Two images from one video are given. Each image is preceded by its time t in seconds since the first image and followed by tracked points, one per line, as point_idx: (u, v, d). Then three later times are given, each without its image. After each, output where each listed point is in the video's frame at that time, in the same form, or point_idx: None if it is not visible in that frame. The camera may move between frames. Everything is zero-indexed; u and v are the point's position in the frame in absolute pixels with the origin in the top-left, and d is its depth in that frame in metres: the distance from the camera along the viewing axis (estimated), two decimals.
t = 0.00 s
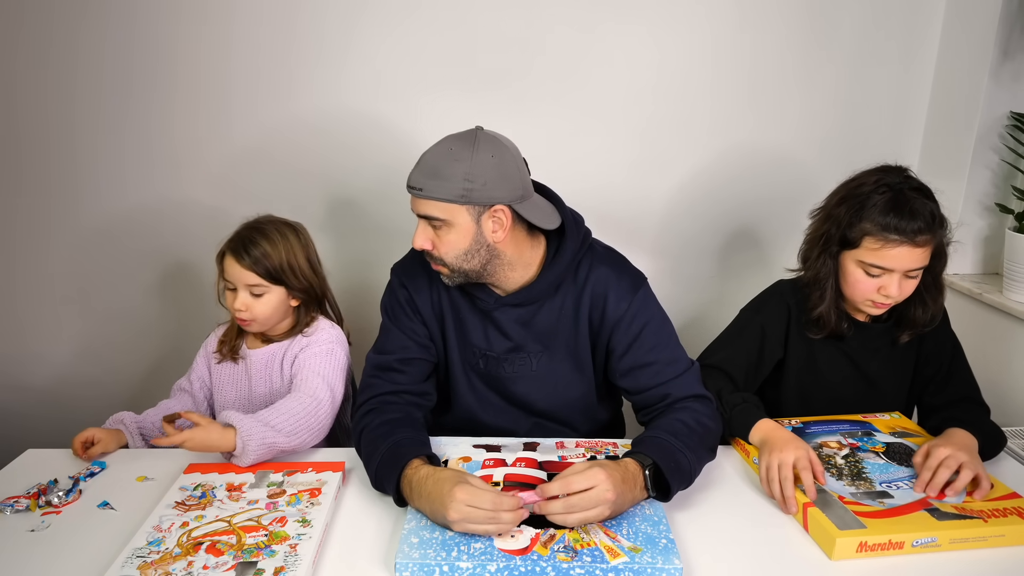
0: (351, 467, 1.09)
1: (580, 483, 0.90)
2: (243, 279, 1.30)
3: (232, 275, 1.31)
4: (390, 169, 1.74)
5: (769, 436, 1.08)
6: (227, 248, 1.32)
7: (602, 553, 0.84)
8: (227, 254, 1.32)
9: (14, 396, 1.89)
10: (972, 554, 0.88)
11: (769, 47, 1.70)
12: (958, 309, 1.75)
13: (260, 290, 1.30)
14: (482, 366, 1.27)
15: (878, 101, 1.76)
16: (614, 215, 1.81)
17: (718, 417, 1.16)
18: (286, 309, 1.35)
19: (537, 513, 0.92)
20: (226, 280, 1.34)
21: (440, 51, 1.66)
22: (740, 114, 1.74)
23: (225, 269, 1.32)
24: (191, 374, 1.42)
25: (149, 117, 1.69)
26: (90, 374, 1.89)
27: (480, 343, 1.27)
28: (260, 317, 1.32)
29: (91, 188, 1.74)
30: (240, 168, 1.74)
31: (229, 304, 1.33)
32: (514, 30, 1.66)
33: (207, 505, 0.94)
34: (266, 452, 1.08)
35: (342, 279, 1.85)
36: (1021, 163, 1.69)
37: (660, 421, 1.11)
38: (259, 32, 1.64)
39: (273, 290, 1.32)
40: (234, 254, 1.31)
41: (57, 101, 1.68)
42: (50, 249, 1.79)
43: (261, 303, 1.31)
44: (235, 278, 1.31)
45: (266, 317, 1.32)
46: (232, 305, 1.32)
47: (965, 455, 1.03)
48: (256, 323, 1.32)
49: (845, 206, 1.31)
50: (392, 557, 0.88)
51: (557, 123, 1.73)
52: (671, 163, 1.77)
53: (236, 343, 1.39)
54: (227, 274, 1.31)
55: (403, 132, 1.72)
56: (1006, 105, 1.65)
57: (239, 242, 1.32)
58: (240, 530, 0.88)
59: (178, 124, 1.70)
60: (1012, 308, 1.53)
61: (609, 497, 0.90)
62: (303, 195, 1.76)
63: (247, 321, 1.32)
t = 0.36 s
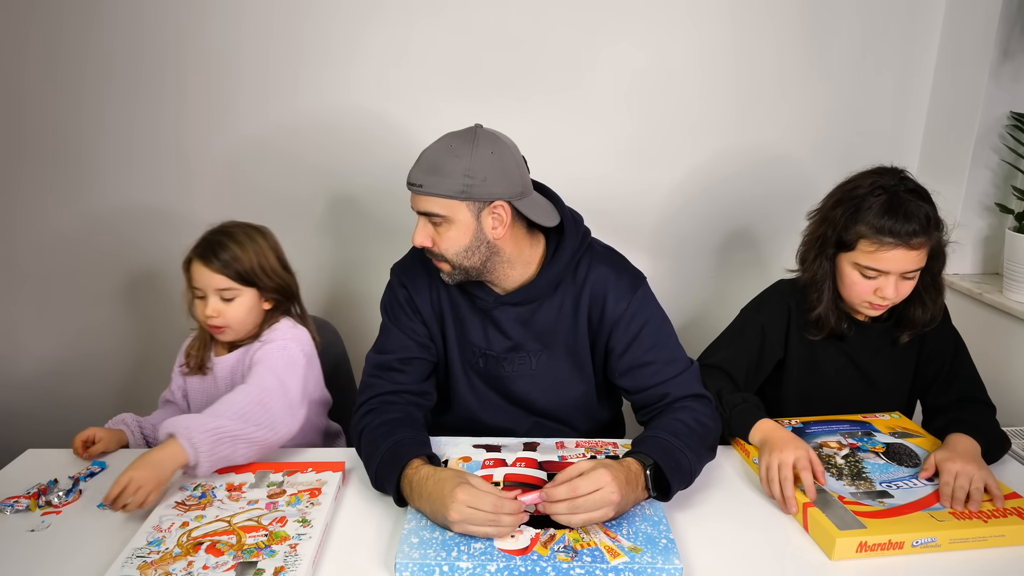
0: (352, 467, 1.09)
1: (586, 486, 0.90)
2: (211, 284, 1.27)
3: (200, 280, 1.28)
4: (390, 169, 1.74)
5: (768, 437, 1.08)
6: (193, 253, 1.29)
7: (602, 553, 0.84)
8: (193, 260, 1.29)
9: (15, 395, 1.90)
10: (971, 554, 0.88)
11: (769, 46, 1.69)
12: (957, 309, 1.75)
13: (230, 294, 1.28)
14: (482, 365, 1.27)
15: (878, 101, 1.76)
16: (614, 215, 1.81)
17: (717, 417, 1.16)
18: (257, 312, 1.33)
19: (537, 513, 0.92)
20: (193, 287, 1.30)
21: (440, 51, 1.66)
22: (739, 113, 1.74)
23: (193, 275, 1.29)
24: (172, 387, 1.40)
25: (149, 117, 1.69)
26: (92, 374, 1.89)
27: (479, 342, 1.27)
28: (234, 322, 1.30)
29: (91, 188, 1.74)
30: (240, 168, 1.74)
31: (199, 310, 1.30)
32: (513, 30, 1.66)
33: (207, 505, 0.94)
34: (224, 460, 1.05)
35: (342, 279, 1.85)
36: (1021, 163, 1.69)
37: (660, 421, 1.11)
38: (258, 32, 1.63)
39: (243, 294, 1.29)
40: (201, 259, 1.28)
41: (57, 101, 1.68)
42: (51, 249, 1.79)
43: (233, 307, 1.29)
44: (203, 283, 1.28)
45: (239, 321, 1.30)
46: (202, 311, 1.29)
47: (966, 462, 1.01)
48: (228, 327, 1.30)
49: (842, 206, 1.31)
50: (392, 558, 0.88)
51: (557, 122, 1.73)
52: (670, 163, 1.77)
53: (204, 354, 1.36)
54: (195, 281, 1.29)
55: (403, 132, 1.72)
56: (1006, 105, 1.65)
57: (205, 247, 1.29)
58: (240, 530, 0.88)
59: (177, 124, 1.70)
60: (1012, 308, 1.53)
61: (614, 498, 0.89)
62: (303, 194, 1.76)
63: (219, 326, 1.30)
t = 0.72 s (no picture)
0: (352, 467, 1.09)
1: (587, 487, 0.90)
2: (159, 295, 1.23)
3: (148, 291, 1.24)
4: (390, 169, 1.74)
5: (768, 438, 1.08)
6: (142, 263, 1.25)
7: (602, 552, 0.84)
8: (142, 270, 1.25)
9: (18, 394, 1.91)
10: (972, 555, 0.88)
11: (769, 46, 1.69)
12: (957, 309, 1.75)
13: (178, 306, 1.23)
14: (482, 366, 1.27)
15: (878, 101, 1.76)
16: (614, 215, 1.81)
17: (717, 417, 1.16)
18: (210, 323, 1.27)
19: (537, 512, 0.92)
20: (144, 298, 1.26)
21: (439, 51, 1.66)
22: (739, 113, 1.74)
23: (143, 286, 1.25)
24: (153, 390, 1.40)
25: (149, 118, 1.70)
26: (94, 373, 1.90)
27: (479, 343, 1.27)
28: (185, 335, 1.25)
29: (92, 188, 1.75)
30: (239, 168, 1.74)
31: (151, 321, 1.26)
32: (513, 30, 1.66)
33: (207, 505, 0.94)
34: (148, 498, 0.96)
35: (342, 279, 1.85)
36: (1021, 163, 1.69)
37: (660, 420, 1.12)
38: (257, 32, 1.63)
39: (191, 306, 1.24)
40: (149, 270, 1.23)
41: (58, 102, 1.69)
42: (53, 249, 1.80)
43: (183, 321, 1.24)
44: (152, 294, 1.24)
45: (190, 334, 1.25)
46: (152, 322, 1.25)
47: (975, 458, 1.01)
48: (178, 340, 1.25)
49: (842, 208, 1.31)
50: (392, 557, 0.88)
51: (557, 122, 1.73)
52: (670, 163, 1.77)
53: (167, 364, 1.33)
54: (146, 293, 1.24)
55: (403, 132, 1.72)
56: (1006, 105, 1.65)
57: (154, 258, 1.24)
58: (240, 530, 0.88)
59: (178, 124, 1.70)
60: (1012, 308, 1.53)
61: (614, 498, 0.89)
62: (303, 195, 1.76)
63: (169, 339, 1.25)
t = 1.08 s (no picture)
0: (352, 467, 1.08)
1: (591, 490, 0.89)
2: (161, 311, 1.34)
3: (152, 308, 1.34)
4: (390, 170, 1.74)
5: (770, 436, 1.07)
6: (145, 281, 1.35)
7: (602, 553, 0.84)
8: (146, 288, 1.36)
9: (21, 393, 1.92)
10: (987, 563, 0.86)
11: (769, 46, 1.69)
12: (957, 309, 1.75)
13: (176, 321, 1.33)
14: (480, 379, 1.28)
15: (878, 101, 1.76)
16: (613, 216, 1.81)
17: (721, 420, 1.16)
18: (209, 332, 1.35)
19: (539, 514, 0.91)
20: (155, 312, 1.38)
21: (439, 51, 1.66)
22: (739, 113, 1.74)
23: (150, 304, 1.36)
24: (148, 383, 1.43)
25: (147, 118, 1.69)
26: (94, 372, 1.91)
27: (478, 358, 1.27)
28: (192, 344, 1.35)
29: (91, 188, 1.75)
30: (238, 169, 1.74)
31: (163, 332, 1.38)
32: (512, 29, 1.65)
33: (207, 505, 0.94)
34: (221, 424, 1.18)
35: (342, 279, 1.85)
36: (1021, 163, 1.69)
37: (661, 424, 1.11)
38: (256, 31, 1.63)
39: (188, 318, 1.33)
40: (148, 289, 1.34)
41: (56, 102, 1.69)
42: (53, 249, 1.80)
43: (187, 330, 1.33)
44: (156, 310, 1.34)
45: (196, 342, 1.35)
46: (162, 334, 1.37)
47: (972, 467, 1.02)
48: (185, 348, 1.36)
49: (829, 189, 1.41)
50: (392, 557, 0.88)
51: (557, 122, 1.73)
52: (670, 164, 1.77)
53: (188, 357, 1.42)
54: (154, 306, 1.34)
55: (403, 132, 1.72)
56: (1006, 105, 1.65)
57: (155, 275, 1.34)
58: (240, 530, 0.88)
59: (176, 125, 1.70)
60: (1012, 308, 1.53)
61: (621, 500, 0.89)
62: (302, 195, 1.76)
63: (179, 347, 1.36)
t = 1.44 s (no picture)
0: (351, 467, 1.08)
1: (610, 487, 0.89)
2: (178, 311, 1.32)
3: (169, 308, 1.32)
4: (391, 170, 1.75)
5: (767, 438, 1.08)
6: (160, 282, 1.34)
7: (602, 553, 0.84)
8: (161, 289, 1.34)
9: (21, 394, 1.91)
10: None
11: (770, 46, 1.69)
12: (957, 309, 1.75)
13: (194, 319, 1.31)
14: (487, 368, 1.28)
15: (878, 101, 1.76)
16: (614, 216, 1.81)
17: (720, 419, 1.15)
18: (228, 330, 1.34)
19: (538, 514, 0.91)
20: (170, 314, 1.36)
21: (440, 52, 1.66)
22: (740, 113, 1.74)
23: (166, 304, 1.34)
24: (153, 384, 1.38)
25: (148, 118, 1.69)
26: (95, 373, 1.91)
27: (485, 345, 1.27)
28: (207, 343, 1.33)
29: (92, 188, 1.75)
30: (239, 169, 1.74)
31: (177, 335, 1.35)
32: (513, 30, 1.65)
33: (207, 505, 0.94)
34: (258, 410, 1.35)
35: (343, 279, 1.85)
36: (1021, 163, 1.69)
37: (662, 422, 1.11)
38: (258, 32, 1.63)
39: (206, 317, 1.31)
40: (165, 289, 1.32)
41: (57, 102, 1.68)
42: (53, 249, 1.80)
43: (203, 330, 1.31)
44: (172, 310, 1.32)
45: (212, 342, 1.33)
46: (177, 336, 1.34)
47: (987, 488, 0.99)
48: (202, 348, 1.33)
49: (822, 197, 1.42)
50: (392, 557, 0.88)
51: (558, 122, 1.73)
52: (670, 164, 1.77)
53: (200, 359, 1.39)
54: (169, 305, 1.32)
55: (403, 132, 1.72)
56: (1006, 105, 1.65)
57: (172, 272, 1.32)
58: (240, 530, 0.88)
59: (177, 125, 1.70)
60: (1012, 308, 1.53)
61: (634, 501, 0.90)
62: (304, 195, 1.76)
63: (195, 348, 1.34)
